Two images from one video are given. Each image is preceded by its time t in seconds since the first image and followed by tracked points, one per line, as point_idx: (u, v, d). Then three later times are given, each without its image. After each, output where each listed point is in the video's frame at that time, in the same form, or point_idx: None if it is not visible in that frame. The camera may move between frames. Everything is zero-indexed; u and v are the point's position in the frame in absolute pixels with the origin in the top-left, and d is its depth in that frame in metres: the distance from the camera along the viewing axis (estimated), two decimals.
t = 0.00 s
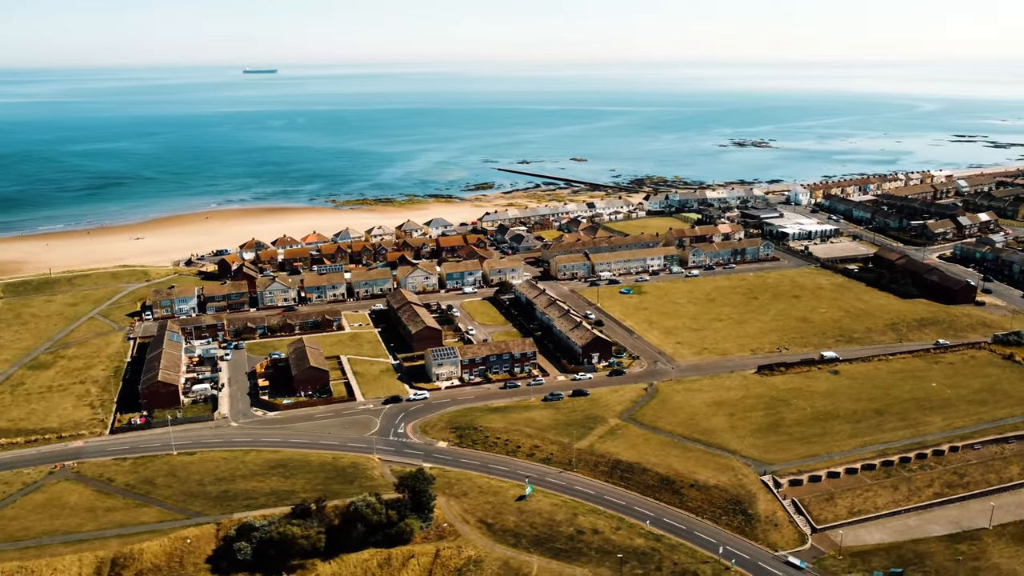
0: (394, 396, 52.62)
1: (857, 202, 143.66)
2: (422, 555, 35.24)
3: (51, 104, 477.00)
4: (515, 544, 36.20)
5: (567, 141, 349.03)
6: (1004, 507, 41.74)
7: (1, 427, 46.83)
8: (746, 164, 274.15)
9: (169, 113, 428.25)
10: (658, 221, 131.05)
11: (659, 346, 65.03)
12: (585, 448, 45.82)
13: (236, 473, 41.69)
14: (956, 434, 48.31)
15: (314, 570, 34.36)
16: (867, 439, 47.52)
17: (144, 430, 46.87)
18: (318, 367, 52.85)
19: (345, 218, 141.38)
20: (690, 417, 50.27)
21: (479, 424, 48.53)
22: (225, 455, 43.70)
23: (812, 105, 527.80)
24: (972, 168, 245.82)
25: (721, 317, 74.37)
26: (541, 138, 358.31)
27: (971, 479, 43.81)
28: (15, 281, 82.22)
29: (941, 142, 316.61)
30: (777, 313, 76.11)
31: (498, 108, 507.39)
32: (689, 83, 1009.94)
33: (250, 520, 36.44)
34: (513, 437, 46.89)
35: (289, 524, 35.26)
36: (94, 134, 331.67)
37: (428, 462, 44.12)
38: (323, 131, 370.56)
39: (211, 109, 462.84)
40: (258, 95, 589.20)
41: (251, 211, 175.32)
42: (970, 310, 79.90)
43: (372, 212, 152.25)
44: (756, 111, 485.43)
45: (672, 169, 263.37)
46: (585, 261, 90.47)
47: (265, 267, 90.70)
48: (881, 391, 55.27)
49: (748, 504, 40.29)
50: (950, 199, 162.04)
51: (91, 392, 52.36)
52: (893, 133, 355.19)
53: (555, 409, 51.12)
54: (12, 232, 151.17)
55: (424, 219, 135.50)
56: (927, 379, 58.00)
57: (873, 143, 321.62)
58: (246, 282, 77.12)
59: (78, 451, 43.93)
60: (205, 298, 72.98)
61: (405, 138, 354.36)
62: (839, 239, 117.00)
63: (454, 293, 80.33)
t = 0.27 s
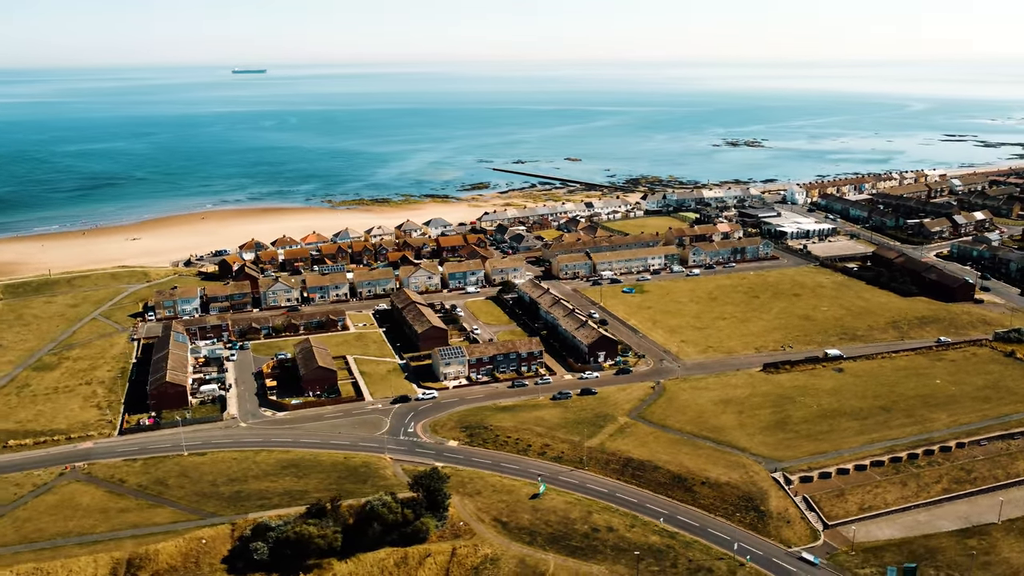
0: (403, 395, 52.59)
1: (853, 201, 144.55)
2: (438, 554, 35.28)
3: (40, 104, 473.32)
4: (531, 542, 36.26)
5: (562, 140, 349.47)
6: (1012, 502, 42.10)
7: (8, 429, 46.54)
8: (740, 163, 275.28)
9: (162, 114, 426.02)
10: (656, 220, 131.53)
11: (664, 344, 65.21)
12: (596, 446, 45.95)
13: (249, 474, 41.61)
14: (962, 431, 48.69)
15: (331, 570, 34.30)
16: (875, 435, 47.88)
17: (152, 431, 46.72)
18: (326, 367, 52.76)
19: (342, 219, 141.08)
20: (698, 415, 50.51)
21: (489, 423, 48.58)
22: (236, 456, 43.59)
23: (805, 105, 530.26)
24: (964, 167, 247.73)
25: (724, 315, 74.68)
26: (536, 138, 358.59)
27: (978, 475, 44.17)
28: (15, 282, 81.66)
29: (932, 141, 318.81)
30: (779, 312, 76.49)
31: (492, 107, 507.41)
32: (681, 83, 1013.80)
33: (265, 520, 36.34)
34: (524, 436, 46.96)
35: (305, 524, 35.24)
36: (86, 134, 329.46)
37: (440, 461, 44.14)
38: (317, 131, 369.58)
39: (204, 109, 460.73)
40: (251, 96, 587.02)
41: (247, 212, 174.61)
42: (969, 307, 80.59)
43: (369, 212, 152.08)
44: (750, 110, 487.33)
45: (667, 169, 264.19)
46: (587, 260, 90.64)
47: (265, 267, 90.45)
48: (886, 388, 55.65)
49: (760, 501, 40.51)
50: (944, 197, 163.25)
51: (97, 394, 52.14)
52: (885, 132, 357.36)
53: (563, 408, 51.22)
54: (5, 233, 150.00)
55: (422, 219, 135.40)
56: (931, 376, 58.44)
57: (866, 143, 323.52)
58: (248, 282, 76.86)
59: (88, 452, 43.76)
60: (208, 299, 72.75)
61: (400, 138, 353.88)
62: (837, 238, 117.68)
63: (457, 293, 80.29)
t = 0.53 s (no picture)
0: (411, 395, 52.57)
1: (850, 200, 145.39)
2: (455, 553, 35.33)
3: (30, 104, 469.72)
4: (547, 540, 36.36)
5: (557, 140, 349.82)
6: (1021, 498, 42.47)
7: (17, 431, 46.31)
8: (735, 163, 276.34)
9: (154, 114, 423.87)
10: (655, 219, 131.90)
11: (669, 343, 65.45)
12: (607, 444, 46.10)
13: (261, 474, 41.55)
14: (968, 427, 49.13)
15: (348, 569, 34.30)
16: (882, 432, 48.23)
17: (162, 431, 46.56)
18: (334, 367, 52.73)
19: (341, 219, 140.76)
20: (707, 413, 50.74)
21: (499, 422, 48.64)
22: (248, 456, 43.51)
23: (798, 104, 532.81)
24: (956, 167, 249.45)
25: (727, 314, 74.99)
26: (531, 138, 358.88)
27: (986, 470, 44.53)
28: (15, 283, 81.18)
29: (924, 141, 320.92)
30: (781, 310, 76.85)
31: (486, 107, 507.41)
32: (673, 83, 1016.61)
33: (281, 520, 36.28)
34: (534, 434, 47.04)
35: (321, 524, 35.21)
36: (78, 135, 327.32)
37: (452, 460, 44.18)
38: (311, 132, 368.64)
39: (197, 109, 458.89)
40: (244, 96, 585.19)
41: (244, 212, 173.94)
42: (969, 305, 81.23)
43: (367, 212, 151.87)
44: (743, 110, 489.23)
45: (662, 169, 264.87)
46: (589, 259, 90.80)
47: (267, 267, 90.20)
48: (891, 385, 56.08)
49: (772, 498, 40.73)
50: (939, 196, 164.31)
51: (104, 395, 51.90)
52: (877, 132, 359.57)
53: (573, 406, 51.32)
54: None
55: (421, 219, 135.28)
56: (935, 373, 58.89)
57: (859, 142, 325.35)
58: (251, 283, 76.61)
59: (98, 453, 43.61)
60: (211, 299, 72.48)
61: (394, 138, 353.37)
62: (835, 236, 118.34)
63: (460, 293, 80.31)
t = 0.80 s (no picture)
0: (420, 394, 52.59)
1: (846, 199, 146.28)
2: (472, 551, 35.41)
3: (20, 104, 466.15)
4: (563, 538, 36.48)
5: (551, 140, 350.20)
6: None
7: (25, 432, 46.03)
8: (729, 162, 277.39)
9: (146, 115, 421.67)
10: (653, 219, 132.31)
11: (674, 342, 65.71)
12: (618, 442, 46.27)
13: (274, 474, 41.49)
14: (974, 423, 49.55)
15: (366, 569, 34.35)
16: (890, 429, 48.59)
17: (171, 432, 46.43)
18: (343, 366, 52.67)
19: (339, 219, 140.46)
20: (715, 411, 51.00)
21: (509, 421, 48.74)
22: (260, 456, 43.45)
23: (790, 104, 535.51)
24: (949, 166, 251.22)
25: (730, 312, 75.34)
26: (525, 138, 359.14)
27: (993, 466, 44.91)
28: (14, 284, 80.64)
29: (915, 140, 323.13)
30: (784, 309, 77.26)
31: (480, 107, 507.60)
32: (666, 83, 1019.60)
33: (297, 519, 36.27)
34: (545, 433, 47.16)
35: (338, 523, 35.23)
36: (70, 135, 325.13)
37: (464, 459, 44.24)
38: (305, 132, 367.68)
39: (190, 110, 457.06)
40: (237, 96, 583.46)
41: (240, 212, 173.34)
42: (968, 303, 81.89)
43: (364, 212, 151.66)
44: (736, 109, 491.07)
45: (657, 168, 265.56)
46: (590, 259, 90.98)
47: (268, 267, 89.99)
48: (896, 383, 56.48)
49: (784, 494, 41.00)
50: (934, 195, 165.53)
51: (111, 396, 51.66)
52: (869, 131, 361.87)
53: (582, 405, 51.47)
54: None
55: (419, 219, 135.16)
56: (939, 370, 59.35)
57: (851, 142, 327.36)
58: (254, 283, 76.37)
59: (109, 454, 43.43)
60: (214, 299, 72.22)
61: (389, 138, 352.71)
62: (833, 235, 119.00)
63: (463, 292, 80.34)
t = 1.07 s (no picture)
0: (429, 394, 52.61)
1: (843, 198, 147.15)
2: (488, 549, 35.50)
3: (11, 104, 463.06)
4: (578, 535, 36.59)
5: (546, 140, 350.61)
6: None
7: (33, 434, 45.74)
8: (724, 162, 278.47)
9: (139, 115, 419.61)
10: (652, 218, 132.77)
11: (679, 341, 65.98)
12: (628, 441, 46.43)
13: (287, 474, 41.44)
14: (980, 420, 49.95)
15: (383, 568, 34.39)
16: (898, 426, 48.93)
17: (181, 433, 46.28)
18: (351, 366, 52.64)
19: (337, 219, 140.25)
20: (724, 409, 51.24)
21: (520, 419, 48.84)
22: (271, 457, 43.38)
23: (783, 104, 538.05)
24: (942, 165, 252.91)
25: (733, 311, 75.71)
26: (520, 138, 359.33)
27: (1000, 462, 45.26)
28: (14, 285, 80.09)
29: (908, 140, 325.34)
30: (786, 307, 77.68)
31: (474, 107, 507.78)
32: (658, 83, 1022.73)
33: (312, 519, 36.24)
34: (555, 432, 47.27)
35: (355, 522, 35.23)
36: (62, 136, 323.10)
37: (475, 458, 44.29)
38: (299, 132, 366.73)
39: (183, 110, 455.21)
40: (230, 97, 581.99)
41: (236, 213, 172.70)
42: (968, 301, 82.49)
43: (363, 212, 151.46)
44: (730, 109, 492.72)
45: (652, 168, 266.27)
46: (592, 258, 91.17)
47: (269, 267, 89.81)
48: (901, 380, 56.87)
49: (796, 491, 41.23)
50: (929, 194, 166.66)
51: (119, 397, 51.42)
52: (862, 131, 363.67)
53: (590, 404, 51.62)
54: None
55: (418, 219, 135.10)
56: (942, 367, 59.80)
57: (844, 142, 329.23)
58: (257, 284, 76.14)
59: (120, 456, 43.26)
60: (218, 300, 71.99)
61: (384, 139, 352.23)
62: (831, 234, 119.70)
63: (466, 292, 80.40)
